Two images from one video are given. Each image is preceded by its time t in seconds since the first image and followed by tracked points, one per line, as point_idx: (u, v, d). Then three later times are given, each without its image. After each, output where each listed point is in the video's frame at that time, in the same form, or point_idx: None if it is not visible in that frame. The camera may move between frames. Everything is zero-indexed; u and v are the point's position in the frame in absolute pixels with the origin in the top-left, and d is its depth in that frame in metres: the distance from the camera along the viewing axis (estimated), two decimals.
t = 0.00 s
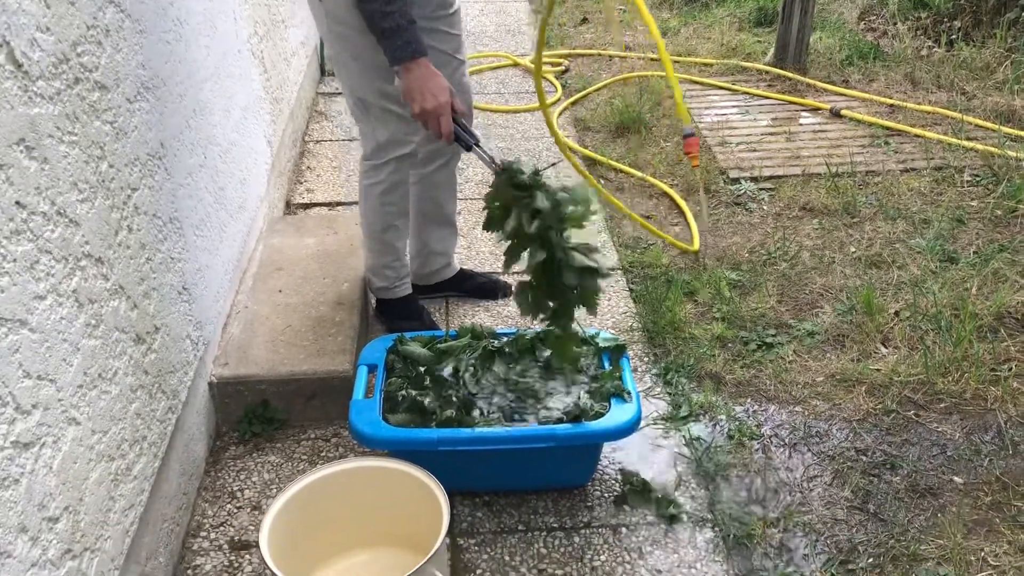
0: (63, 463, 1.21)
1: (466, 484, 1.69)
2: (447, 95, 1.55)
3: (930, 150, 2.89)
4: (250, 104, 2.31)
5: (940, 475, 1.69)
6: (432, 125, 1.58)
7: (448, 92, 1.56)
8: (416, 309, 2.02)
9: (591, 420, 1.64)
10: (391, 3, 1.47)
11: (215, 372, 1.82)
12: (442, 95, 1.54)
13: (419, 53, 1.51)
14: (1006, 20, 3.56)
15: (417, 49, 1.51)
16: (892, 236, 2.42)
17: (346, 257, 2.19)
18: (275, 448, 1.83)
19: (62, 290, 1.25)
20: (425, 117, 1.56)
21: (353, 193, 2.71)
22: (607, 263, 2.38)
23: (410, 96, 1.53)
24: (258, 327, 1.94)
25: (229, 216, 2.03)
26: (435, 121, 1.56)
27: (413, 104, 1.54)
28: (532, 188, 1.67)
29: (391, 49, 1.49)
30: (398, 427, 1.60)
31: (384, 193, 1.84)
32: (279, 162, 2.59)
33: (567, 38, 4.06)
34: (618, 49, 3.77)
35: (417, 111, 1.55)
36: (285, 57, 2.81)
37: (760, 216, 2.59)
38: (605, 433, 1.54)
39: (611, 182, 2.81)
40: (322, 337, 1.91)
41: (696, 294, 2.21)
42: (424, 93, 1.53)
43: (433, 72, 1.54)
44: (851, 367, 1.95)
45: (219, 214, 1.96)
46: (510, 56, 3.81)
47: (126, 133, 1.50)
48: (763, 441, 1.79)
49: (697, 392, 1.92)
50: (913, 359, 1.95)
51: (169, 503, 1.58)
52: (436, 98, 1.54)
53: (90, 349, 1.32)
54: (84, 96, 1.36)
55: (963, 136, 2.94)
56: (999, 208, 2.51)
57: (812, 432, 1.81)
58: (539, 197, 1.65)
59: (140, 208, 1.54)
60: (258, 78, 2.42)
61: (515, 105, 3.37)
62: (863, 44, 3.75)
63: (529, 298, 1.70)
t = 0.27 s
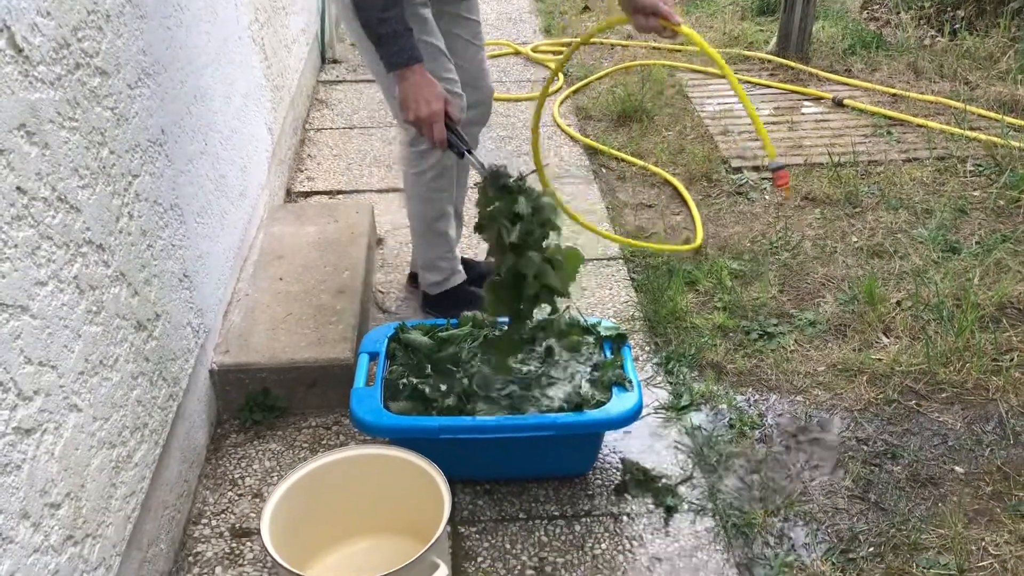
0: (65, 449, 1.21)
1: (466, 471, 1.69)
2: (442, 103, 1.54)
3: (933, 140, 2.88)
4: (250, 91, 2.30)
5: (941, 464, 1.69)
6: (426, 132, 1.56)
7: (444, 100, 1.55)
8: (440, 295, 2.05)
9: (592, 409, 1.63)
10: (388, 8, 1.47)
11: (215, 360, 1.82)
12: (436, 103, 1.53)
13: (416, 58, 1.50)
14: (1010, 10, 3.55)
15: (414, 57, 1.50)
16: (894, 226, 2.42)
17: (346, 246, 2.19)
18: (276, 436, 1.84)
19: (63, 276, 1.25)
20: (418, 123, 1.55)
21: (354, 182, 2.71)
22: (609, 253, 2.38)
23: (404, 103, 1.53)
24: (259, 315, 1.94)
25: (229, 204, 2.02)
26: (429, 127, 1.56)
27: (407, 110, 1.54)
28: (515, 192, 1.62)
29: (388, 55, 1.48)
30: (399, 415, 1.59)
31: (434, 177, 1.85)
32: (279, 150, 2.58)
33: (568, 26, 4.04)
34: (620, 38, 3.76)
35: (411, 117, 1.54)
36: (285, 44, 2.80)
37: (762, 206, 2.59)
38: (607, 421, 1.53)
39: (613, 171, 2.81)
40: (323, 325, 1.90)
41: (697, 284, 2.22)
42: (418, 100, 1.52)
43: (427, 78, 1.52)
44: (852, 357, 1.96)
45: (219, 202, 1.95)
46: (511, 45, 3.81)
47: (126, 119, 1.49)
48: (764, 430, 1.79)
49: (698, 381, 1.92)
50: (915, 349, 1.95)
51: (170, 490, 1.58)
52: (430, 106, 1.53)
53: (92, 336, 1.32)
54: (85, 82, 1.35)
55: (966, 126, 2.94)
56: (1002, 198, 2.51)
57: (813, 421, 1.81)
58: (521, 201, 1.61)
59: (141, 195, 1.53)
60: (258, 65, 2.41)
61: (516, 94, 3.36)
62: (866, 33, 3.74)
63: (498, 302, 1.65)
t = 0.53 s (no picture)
0: (68, 438, 1.21)
1: (468, 463, 1.69)
2: (431, 128, 1.56)
3: (937, 132, 2.88)
4: (253, 82, 2.30)
5: (943, 457, 1.69)
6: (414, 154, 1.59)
7: (433, 124, 1.57)
8: (451, 288, 2.09)
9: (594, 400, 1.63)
10: (382, 33, 1.46)
11: (218, 350, 1.82)
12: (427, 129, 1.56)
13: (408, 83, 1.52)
14: (1016, 2, 3.54)
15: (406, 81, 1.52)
16: (898, 219, 2.41)
17: (349, 237, 2.19)
18: (278, 427, 1.84)
19: (67, 266, 1.25)
20: (408, 145, 1.58)
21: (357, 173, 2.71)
22: (612, 245, 2.38)
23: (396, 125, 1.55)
24: (262, 305, 1.94)
25: (232, 195, 2.02)
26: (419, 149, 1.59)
27: (398, 132, 1.57)
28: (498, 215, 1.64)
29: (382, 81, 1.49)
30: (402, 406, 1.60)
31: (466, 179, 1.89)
32: (282, 141, 2.58)
33: (572, 18, 4.03)
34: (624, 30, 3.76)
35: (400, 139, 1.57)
36: (289, 35, 2.80)
37: (765, 198, 2.58)
38: (608, 413, 1.53)
39: (616, 163, 2.81)
40: (326, 315, 1.91)
41: (700, 276, 2.22)
42: (408, 124, 1.54)
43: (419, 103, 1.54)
44: (855, 350, 1.96)
45: (222, 192, 1.95)
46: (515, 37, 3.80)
47: (130, 109, 1.49)
48: (766, 422, 1.79)
49: (701, 373, 1.92)
50: (918, 342, 1.95)
51: (173, 480, 1.58)
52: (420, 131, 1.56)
53: (95, 325, 1.32)
54: (88, 71, 1.35)
55: (971, 119, 2.93)
56: (1006, 191, 2.50)
57: (815, 414, 1.81)
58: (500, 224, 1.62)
59: (144, 185, 1.53)
60: (261, 55, 2.41)
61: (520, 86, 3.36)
62: (871, 25, 3.73)
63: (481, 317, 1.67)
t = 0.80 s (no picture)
0: (72, 431, 1.21)
1: (470, 457, 1.69)
2: (423, 150, 1.62)
3: (942, 128, 2.87)
4: (257, 76, 2.30)
5: (947, 453, 1.69)
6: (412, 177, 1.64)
7: (427, 147, 1.62)
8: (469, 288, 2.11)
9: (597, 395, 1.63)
10: (380, 58, 1.58)
11: (222, 344, 1.82)
12: (418, 150, 1.62)
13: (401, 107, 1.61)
14: None
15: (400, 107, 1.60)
16: (902, 215, 2.41)
17: (353, 232, 2.19)
18: (282, 421, 1.85)
19: (71, 259, 1.25)
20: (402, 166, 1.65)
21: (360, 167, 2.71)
22: (615, 240, 2.38)
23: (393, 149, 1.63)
24: (265, 299, 1.95)
25: (236, 189, 2.02)
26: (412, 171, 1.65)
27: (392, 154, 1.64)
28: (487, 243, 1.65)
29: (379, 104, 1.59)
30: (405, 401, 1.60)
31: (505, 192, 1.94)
32: (286, 135, 2.59)
33: (576, 12, 4.03)
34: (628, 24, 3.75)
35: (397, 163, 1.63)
36: (293, 29, 2.80)
37: (770, 193, 2.59)
38: (611, 408, 1.53)
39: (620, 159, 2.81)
40: (329, 310, 1.91)
41: (704, 271, 2.22)
42: (401, 145, 1.61)
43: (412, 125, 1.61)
44: (858, 346, 1.95)
45: (226, 186, 1.96)
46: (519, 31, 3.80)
47: (133, 103, 1.49)
48: (769, 418, 1.79)
49: (704, 368, 1.92)
50: (922, 338, 1.95)
51: (176, 473, 1.58)
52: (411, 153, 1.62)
53: (98, 319, 1.32)
54: (92, 65, 1.34)
55: (976, 115, 2.92)
56: (1011, 187, 2.49)
57: (818, 410, 1.81)
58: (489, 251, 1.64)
59: (147, 178, 1.53)
60: (265, 49, 2.41)
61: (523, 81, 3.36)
62: (875, 20, 3.72)
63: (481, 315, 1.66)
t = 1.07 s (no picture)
0: (78, 428, 1.22)
1: (473, 454, 1.69)
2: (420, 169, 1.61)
3: (946, 126, 2.87)
4: (261, 73, 2.30)
5: (949, 452, 1.69)
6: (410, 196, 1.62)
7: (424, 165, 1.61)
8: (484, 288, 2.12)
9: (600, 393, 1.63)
10: (380, 79, 1.58)
11: (226, 341, 1.83)
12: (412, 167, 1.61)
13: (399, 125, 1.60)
14: None
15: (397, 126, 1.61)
16: (906, 213, 2.41)
17: (357, 229, 2.20)
18: (286, 417, 1.85)
19: (76, 257, 1.25)
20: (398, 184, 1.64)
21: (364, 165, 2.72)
22: (619, 238, 2.39)
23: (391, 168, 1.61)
24: (270, 297, 1.95)
25: (240, 186, 2.03)
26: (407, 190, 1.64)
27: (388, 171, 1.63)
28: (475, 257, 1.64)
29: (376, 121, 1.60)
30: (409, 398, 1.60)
31: (532, 213, 1.94)
32: (290, 133, 2.59)
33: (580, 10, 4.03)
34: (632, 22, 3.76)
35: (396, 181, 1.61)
36: (297, 26, 2.81)
37: (773, 191, 2.62)
38: (614, 405, 1.54)
39: (624, 157, 2.82)
40: (333, 307, 1.91)
41: (708, 269, 2.23)
42: (398, 163, 1.60)
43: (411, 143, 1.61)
44: (862, 344, 1.96)
45: (230, 183, 1.96)
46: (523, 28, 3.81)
47: (139, 100, 1.50)
48: (772, 416, 1.79)
49: (707, 366, 1.93)
50: (925, 336, 1.95)
51: (181, 470, 1.59)
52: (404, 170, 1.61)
53: (104, 317, 1.32)
54: (97, 63, 1.35)
55: (981, 113, 2.92)
56: (1015, 185, 2.49)
57: (821, 408, 1.81)
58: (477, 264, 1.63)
59: (153, 176, 1.54)
60: (269, 47, 2.41)
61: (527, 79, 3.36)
62: (880, 18, 3.72)
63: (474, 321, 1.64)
